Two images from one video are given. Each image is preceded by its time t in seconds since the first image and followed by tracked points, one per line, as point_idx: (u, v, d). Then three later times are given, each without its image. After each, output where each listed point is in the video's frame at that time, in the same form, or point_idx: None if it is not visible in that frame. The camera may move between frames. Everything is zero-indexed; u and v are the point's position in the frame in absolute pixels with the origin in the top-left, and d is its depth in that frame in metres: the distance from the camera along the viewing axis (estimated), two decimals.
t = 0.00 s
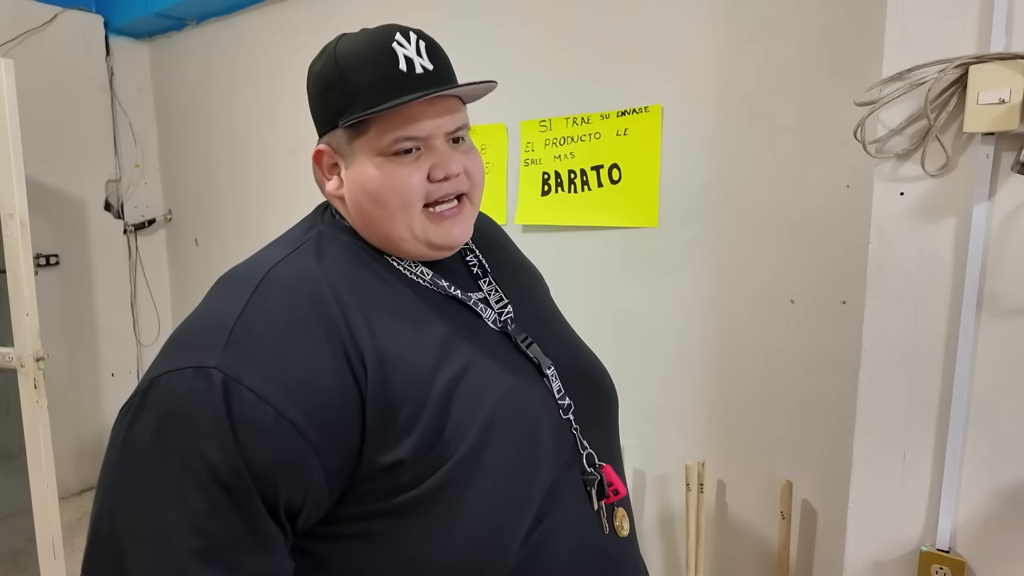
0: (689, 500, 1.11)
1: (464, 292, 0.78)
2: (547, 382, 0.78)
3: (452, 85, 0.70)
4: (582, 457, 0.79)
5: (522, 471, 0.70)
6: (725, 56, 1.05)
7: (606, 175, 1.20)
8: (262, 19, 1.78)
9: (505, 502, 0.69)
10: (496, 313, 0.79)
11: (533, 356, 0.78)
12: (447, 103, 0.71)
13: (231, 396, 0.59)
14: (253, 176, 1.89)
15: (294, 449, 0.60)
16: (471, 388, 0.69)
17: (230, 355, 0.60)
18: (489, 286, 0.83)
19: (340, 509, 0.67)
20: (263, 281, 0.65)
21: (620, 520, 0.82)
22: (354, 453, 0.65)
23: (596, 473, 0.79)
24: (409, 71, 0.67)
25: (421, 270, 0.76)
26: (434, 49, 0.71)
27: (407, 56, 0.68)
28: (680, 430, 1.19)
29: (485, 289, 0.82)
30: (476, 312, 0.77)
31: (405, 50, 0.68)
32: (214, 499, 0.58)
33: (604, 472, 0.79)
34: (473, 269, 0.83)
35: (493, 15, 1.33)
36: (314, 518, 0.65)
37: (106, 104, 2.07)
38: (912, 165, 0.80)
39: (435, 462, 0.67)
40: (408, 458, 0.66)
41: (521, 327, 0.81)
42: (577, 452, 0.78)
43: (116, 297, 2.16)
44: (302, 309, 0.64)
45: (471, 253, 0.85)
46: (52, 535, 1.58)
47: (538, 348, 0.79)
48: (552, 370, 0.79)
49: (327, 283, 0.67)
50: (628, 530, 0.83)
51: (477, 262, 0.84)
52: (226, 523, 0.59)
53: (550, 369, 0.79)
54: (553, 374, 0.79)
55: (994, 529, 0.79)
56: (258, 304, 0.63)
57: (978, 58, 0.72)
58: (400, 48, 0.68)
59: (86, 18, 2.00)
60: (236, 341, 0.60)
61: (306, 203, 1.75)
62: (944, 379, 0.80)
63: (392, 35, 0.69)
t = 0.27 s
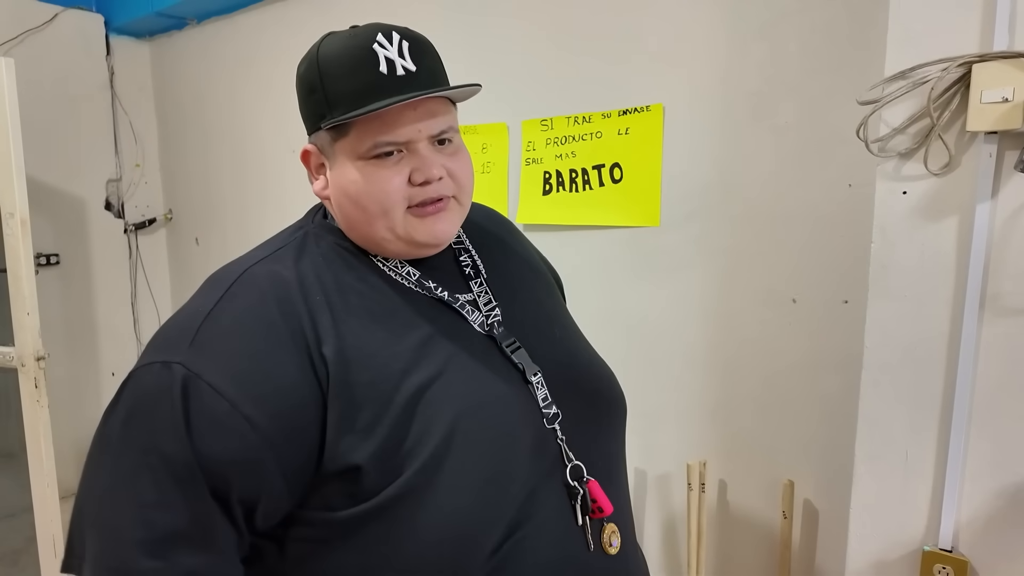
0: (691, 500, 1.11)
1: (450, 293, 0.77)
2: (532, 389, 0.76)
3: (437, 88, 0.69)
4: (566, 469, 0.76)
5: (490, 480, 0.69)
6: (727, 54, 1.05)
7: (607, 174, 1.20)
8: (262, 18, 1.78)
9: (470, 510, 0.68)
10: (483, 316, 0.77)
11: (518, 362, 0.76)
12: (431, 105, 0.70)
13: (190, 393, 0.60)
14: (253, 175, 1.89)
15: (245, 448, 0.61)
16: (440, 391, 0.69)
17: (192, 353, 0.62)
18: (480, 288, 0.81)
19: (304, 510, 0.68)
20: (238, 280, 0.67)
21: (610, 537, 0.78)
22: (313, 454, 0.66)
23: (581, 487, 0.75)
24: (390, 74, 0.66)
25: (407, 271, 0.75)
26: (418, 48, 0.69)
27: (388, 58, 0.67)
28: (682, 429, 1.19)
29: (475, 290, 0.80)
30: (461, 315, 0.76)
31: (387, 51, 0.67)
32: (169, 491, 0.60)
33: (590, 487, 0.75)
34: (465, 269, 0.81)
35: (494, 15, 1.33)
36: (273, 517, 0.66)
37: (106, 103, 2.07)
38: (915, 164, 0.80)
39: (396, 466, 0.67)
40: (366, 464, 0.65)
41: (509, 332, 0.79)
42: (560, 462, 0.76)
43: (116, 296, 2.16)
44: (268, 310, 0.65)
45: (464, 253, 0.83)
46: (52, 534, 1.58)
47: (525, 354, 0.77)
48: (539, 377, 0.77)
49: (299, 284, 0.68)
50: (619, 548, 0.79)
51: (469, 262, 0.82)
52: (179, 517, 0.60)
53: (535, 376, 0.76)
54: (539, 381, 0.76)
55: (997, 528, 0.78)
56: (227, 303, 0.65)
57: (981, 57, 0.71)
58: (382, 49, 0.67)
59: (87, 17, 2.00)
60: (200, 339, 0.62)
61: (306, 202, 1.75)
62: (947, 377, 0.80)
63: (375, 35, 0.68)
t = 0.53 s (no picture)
0: (693, 501, 1.11)
1: (442, 298, 0.74)
2: (514, 404, 0.72)
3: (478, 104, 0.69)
4: (547, 490, 0.73)
5: (453, 492, 0.67)
6: (730, 54, 1.05)
7: (610, 174, 1.20)
8: (264, 17, 1.77)
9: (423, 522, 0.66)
10: (474, 322, 0.75)
11: (500, 373, 0.72)
12: (468, 120, 0.71)
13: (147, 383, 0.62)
14: (254, 175, 1.89)
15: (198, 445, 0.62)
16: (405, 400, 0.68)
17: (158, 343, 0.63)
18: (475, 293, 0.78)
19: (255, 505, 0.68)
20: (220, 273, 0.68)
21: (593, 563, 0.75)
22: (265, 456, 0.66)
23: (561, 512, 0.72)
24: (440, 78, 0.66)
25: (400, 272, 0.73)
26: (471, 62, 0.70)
27: (440, 63, 0.67)
28: (684, 429, 1.19)
29: (469, 296, 0.78)
30: (450, 320, 0.74)
31: (441, 57, 0.67)
32: (118, 473, 0.61)
33: (571, 515, 0.72)
34: (462, 273, 0.79)
35: (496, 14, 1.33)
36: (221, 509, 0.67)
37: (107, 103, 2.07)
38: (919, 164, 0.79)
39: (346, 472, 0.67)
40: (315, 466, 0.66)
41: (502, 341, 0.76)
42: (541, 481, 0.73)
43: (117, 296, 2.16)
44: (238, 308, 0.65)
45: (464, 255, 0.81)
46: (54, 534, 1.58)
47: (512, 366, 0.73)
48: (523, 392, 0.72)
49: (276, 283, 0.68)
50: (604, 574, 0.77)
51: (468, 267, 0.80)
52: (126, 501, 0.61)
53: (519, 391, 0.72)
54: (522, 397, 0.72)
55: (1001, 529, 0.78)
56: (203, 297, 0.66)
57: (986, 57, 0.71)
58: (438, 53, 0.67)
59: (88, 17, 1.99)
60: (169, 329, 0.64)
61: (307, 202, 1.75)
62: (951, 378, 0.79)
63: (433, 36, 0.68)
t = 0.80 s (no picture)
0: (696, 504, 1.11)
1: (437, 305, 0.74)
2: (490, 420, 0.69)
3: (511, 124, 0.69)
4: (518, 514, 0.69)
5: (408, 500, 0.65)
6: (732, 56, 1.05)
7: (610, 176, 1.19)
8: (265, 19, 1.77)
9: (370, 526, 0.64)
10: (466, 330, 0.74)
11: (481, 386, 0.70)
12: (499, 136, 0.71)
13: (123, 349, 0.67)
14: (255, 176, 1.88)
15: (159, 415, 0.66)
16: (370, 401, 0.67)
17: (145, 316, 0.68)
18: (470, 301, 0.77)
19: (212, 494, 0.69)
20: (216, 258, 0.72)
21: None
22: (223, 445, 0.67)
23: (525, 539, 0.69)
24: (482, 91, 0.66)
25: (398, 274, 0.73)
26: (509, 82, 0.71)
27: (482, 78, 0.67)
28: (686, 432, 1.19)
29: (464, 303, 0.77)
30: (440, 326, 0.73)
31: (484, 71, 0.68)
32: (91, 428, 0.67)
33: (534, 545, 0.68)
34: (461, 280, 0.78)
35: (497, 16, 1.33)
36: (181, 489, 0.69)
37: (108, 104, 2.07)
38: (922, 168, 0.79)
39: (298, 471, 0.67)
40: (268, 458, 0.66)
41: (494, 352, 0.75)
42: (512, 501, 0.69)
43: (117, 297, 2.16)
44: (216, 294, 0.68)
45: (467, 263, 0.80)
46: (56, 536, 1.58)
47: (495, 379, 0.71)
48: (502, 408, 0.70)
49: (256, 273, 0.70)
50: None
51: (470, 275, 0.79)
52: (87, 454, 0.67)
53: (497, 407, 0.69)
54: (500, 413, 0.69)
55: (1005, 533, 0.78)
56: (193, 280, 0.69)
57: (990, 60, 0.71)
58: (483, 67, 0.67)
59: (89, 18, 1.99)
60: (158, 302, 0.69)
61: (308, 203, 1.75)
62: (954, 382, 0.79)
63: (480, 52, 0.69)
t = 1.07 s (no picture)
0: (697, 505, 1.11)
1: (441, 302, 0.74)
2: (484, 420, 0.69)
3: (507, 103, 0.69)
4: (506, 517, 0.69)
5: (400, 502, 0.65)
6: (733, 56, 1.05)
7: (611, 176, 1.19)
8: (265, 18, 1.77)
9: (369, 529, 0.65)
10: (468, 328, 0.73)
11: (478, 385, 0.70)
12: (495, 119, 0.71)
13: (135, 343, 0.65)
14: (255, 176, 1.88)
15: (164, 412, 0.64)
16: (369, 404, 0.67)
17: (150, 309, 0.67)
18: (473, 299, 0.77)
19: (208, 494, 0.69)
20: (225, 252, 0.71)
21: None
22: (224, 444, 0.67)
23: (508, 544, 0.68)
24: (474, 72, 0.66)
25: (403, 269, 0.73)
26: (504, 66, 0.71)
27: (475, 61, 0.67)
28: (687, 432, 1.18)
29: (467, 301, 0.76)
30: (442, 323, 0.73)
31: (476, 55, 0.68)
32: (96, 422, 0.65)
33: (516, 550, 0.68)
34: (465, 278, 0.78)
35: (498, 15, 1.32)
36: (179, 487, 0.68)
37: (108, 104, 2.07)
38: (924, 167, 0.79)
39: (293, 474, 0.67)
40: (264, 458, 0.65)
41: (494, 350, 0.74)
42: (501, 504, 0.69)
43: (117, 297, 2.16)
44: (223, 287, 0.67)
45: (472, 262, 0.80)
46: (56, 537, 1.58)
47: (493, 378, 0.71)
48: (498, 409, 0.69)
49: (265, 266, 0.70)
50: None
51: (474, 273, 0.79)
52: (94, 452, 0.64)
53: (493, 407, 0.69)
54: (496, 414, 0.69)
55: (1007, 534, 0.78)
56: (201, 273, 0.69)
57: (992, 59, 0.71)
58: (474, 51, 0.67)
59: (89, 18, 1.99)
60: (172, 293, 0.67)
61: (308, 203, 1.75)
62: (956, 382, 0.79)
63: (471, 37, 0.69)
